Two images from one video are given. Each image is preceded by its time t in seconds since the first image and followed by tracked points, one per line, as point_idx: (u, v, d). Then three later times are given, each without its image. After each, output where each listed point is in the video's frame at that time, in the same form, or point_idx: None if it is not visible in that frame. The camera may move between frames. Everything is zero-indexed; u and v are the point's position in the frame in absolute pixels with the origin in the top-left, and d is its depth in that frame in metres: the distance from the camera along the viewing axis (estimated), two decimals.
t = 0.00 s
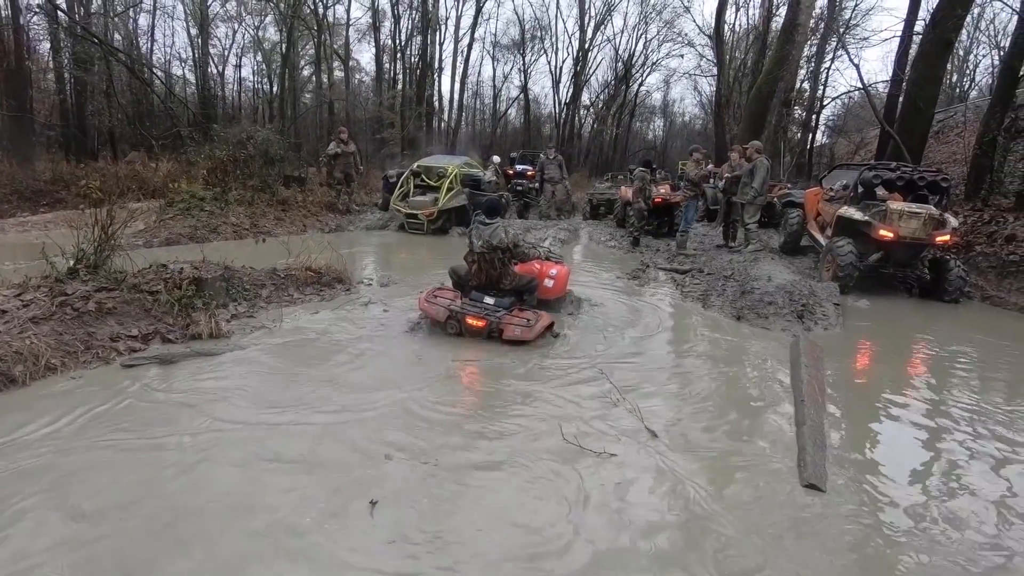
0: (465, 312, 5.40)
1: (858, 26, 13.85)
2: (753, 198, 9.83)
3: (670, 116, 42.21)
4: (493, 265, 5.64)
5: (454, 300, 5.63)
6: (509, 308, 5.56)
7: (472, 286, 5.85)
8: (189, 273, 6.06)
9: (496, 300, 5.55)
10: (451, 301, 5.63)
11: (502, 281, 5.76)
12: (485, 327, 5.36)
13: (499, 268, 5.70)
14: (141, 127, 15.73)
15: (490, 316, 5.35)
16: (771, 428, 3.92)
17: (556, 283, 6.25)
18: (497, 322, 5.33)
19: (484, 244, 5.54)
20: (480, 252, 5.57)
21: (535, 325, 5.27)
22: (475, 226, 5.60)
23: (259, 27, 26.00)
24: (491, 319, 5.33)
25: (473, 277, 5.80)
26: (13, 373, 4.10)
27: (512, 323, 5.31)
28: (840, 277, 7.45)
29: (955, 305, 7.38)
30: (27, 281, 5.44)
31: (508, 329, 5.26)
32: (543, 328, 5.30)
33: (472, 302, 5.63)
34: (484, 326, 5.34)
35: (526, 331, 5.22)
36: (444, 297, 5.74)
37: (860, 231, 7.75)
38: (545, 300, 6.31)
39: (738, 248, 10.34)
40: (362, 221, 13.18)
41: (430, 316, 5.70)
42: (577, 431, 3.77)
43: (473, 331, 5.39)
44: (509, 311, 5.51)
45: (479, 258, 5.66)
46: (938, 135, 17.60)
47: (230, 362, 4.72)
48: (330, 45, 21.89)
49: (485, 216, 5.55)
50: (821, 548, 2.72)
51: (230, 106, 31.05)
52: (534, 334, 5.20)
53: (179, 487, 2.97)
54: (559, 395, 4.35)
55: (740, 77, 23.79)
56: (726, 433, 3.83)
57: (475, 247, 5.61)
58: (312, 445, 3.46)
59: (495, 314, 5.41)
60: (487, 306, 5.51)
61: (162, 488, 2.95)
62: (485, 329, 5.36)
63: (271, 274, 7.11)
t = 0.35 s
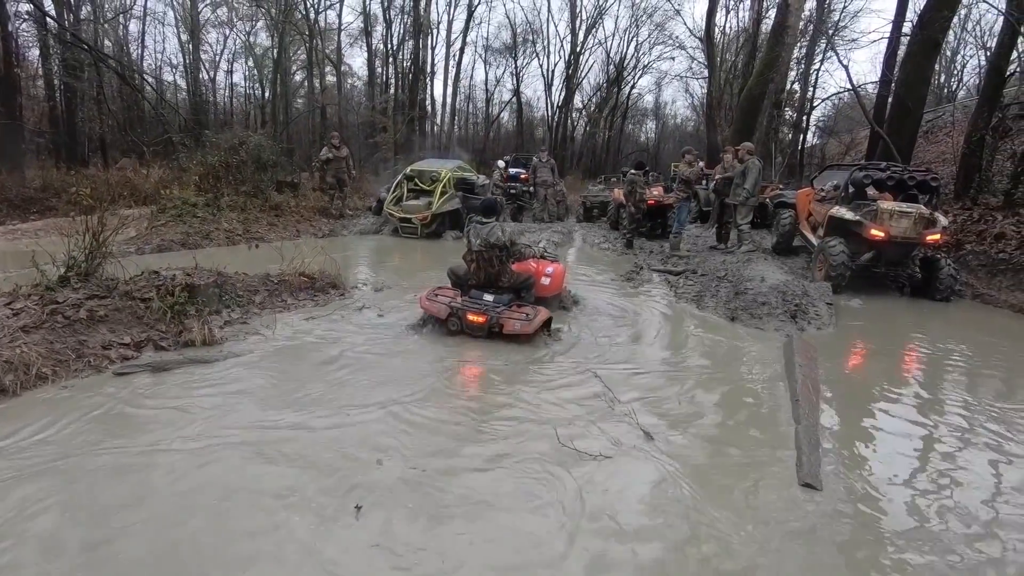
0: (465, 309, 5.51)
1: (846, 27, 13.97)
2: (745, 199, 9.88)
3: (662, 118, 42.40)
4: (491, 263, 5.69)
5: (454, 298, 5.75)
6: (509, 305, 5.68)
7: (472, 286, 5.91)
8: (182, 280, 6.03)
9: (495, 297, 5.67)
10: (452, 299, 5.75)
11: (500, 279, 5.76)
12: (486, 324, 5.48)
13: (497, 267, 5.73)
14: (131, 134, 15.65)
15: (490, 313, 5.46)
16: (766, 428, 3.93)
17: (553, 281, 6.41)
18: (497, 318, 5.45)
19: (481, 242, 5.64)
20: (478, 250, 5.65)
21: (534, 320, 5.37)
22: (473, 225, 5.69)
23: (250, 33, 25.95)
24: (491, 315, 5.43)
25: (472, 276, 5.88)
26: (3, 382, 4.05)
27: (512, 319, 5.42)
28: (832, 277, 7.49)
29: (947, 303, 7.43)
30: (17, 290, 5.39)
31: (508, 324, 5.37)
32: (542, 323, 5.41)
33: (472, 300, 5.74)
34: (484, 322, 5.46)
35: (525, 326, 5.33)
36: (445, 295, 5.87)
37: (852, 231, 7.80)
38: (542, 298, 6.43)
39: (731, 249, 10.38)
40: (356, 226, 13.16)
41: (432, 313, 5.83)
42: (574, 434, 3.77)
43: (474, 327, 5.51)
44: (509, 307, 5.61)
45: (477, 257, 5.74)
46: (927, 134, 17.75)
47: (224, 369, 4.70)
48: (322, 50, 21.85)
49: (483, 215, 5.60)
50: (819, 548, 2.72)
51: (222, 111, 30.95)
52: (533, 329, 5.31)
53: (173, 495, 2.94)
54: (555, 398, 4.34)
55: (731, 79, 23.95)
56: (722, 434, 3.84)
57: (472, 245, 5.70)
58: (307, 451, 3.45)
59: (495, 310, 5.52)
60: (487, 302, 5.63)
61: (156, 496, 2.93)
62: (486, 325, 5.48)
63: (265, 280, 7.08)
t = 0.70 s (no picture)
0: (468, 301, 5.55)
1: (836, 29, 14.07)
2: (739, 200, 9.92)
3: (655, 120, 42.58)
4: (493, 258, 5.88)
5: (456, 293, 5.79)
6: (511, 299, 5.76)
7: (472, 281, 6.10)
8: (175, 286, 6.00)
9: (498, 292, 5.82)
10: (454, 294, 5.78)
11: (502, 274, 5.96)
12: (488, 316, 5.50)
13: (498, 262, 5.95)
14: (123, 140, 15.59)
15: (493, 304, 5.50)
16: (761, 428, 3.94)
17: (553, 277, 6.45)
18: (500, 309, 5.50)
19: (485, 238, 5.81)
20: (481, 245, 5.82)
21: (536, 310, 5.51)
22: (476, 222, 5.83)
23: (242, 37, 25.92)
24: (494, 307, 5.48)
25: (473, 271, 6.06)
26: None
27: (514, 310, 5.50)
28: (825, 276, 7.53)
29: (938, 302, 7.48)
30: (8, 297, 5.36)
31: (510, 315, 5.46)
32: (543, 313, 5.54)
33: (473, 295, 5.81)
34: (487, 315, 5.48)
35: (528, 316, 5.44)
36: (446, 291, 5.88)
37: (844, 231, 7.84)
38: (542, 295, 6.45)
39: (725, 250, 10.42)
40: (349, 230, 13.14)
41: (435, 309, 5.86)
42: (569, 436, 3.77)
43: (477, 319, 5.52)
44: (509, 300, 5.72)
45: (479, 252, 5.91)
46: (917, 134, 17.88)
47: (217, 375, 4.68)
48: (314, 54, 21.83)
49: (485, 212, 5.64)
50: (816, 549, 2.71)
51: (214, 116, 30.88)
52: (535, 318, 5.44)
53: (165, 505, 2.91)
54: (551, 400, 4.34)
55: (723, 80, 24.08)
56: (717, 435, 3.85)
57: (475, 241, 5.86)
58: (301, 457, 3.43)
59: (497, 302, 5.58)
60: (490, 296, 5.69)
61: (148, 505, 2.91)
62: (489, 317, 5.50)
63: (258, 285, 7.05)
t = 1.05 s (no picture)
0: (471, 297, 5.70)
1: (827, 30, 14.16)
2: (732, 201, 9.95)
3: (648, 122, 42.78)
4: (497, 255, 5.98)
5: (459, 289, 5.95)
6: (512, 293, 5.91)
7: (474, 280, 6.16)
8: (168, 292, 5.96)
9: (499, 287, 5.94)
10: (456, 290, 5.94)
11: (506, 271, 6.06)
12: (492, 310, 5.66)
13: (503, 260, 6.06)
14: (115, 145, 15.52)
15: (495, 299, 5.66)
16: (757, 428, 3.95)
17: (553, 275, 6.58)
18: (502, 303, 5.65)
19: (490, 235, 5.94)
20: (487, 243, 5.92)
21: (537, 302, 5.69)
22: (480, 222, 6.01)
23: (235, 42, 25.90)
24: (496, 301, 5.63)
25: (474, 269, 6.11)
26: None
27: (515, 303, 5.67)
28: (819, 276, 7.56)
29: (931, 301, 7.52)
30: None
31: (513, 308, 5.62)
32: (544, 305, 5.73)
33: (475, 290, 5.96)
34: (490, 309, 5.64)
35: (530, 308, 5.63)
36: (449, 288, 6.02)
37: (838, 231, 7.87)
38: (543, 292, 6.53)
39: (719, 251, 10.45)
40: (344, 235, 13.13)
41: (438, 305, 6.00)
42: (566, 438, 3.78)
43: (479, 313, 5.69)
44: (510, 294, 5.88)
45: (484, 250, 6.00)
46: (908, 134, 18.01)
47: (212, 381, 4.66)
48: (307, 58, 21.83)
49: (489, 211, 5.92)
50: (814, 549, 2.71)
51: (207, 121, 30.82)
52: (537, 310, 5.64)
53: (159, 513, 2.88)
54: (547, 403, 4.33)
55: (716, 82, 24.21)
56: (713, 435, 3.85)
57: (480, 239, 5.98)
58: (296, 462, 3.41)
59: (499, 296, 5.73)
60: (492, 291, 5.84)
61: (143, 512, 2.89)
62: (492, 311, 5.66)
63: (253, 290, 7.03)
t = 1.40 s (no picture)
0: (471, 295, 5.90)
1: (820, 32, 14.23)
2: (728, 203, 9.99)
3: (643, 124, 42.88)
4: (501, 254, 6.31)
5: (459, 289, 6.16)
6: (510, 288, 6.13)
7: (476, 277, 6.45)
8: (163, 298, 5.95)
9: (498, 283, 6.19)
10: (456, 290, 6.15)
11: (507, 269, 6.39)
12: (492, 307, 5.87)
13: (505, 260, 6.40)
14: (109, 151, 15.48)
15: (494, 295, 5.86)
16: (754, 429, 3.95)
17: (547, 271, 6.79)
18: (501, 299, 5.86)
19: (495, 236, 6.32)
20: (492, 242, 6.29)
21: (535, 295, 5.91)
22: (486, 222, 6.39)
23: (229, 47, 25.88)
24: (495, 297, 5.84)
25: (475, 265, 6.41)
26: None
27: (514, 297, 5.88)
28: (815, 277, 7.58)
29: (926, 300, 7.55)
30: None
31: (512, 302, 5.83)
32: (542, 296, 5.95)
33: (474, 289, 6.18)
34: (490, 305, 5.84)
35: (529, 300, 5.84)
36: (449, 289, 6.24)
37: (832, 231, 7.90)
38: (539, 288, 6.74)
39: (714, 252, 10.48)
40: (340, 239, 13.11)
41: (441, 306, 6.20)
42: (563, 440, 3.77)
43: (481, 310, 5.90)
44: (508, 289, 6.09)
45: (488, 249, 6.34)
46: (902, 134, 18.10)
47: (208, 387, 4.64)
48: (302, 63, 21.83)
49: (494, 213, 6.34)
50: (812, 550, 2.70)
51: (202, 126, 30.77)
52: (535, 301, 5.84)
53: (153, 521, 2.86)
54: (544, 406, 4.33)
55: (710, 84, 24.29)
56: (710, 437, 3.85)
57: (485, 238, 6.33)
58: (292, 468, 3.40)
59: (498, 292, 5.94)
60: (490, 288, 6.04)
61: (138, 519, 2.87)
62: (492, 307, 5.88)
63: (249, 295, 6.99)
